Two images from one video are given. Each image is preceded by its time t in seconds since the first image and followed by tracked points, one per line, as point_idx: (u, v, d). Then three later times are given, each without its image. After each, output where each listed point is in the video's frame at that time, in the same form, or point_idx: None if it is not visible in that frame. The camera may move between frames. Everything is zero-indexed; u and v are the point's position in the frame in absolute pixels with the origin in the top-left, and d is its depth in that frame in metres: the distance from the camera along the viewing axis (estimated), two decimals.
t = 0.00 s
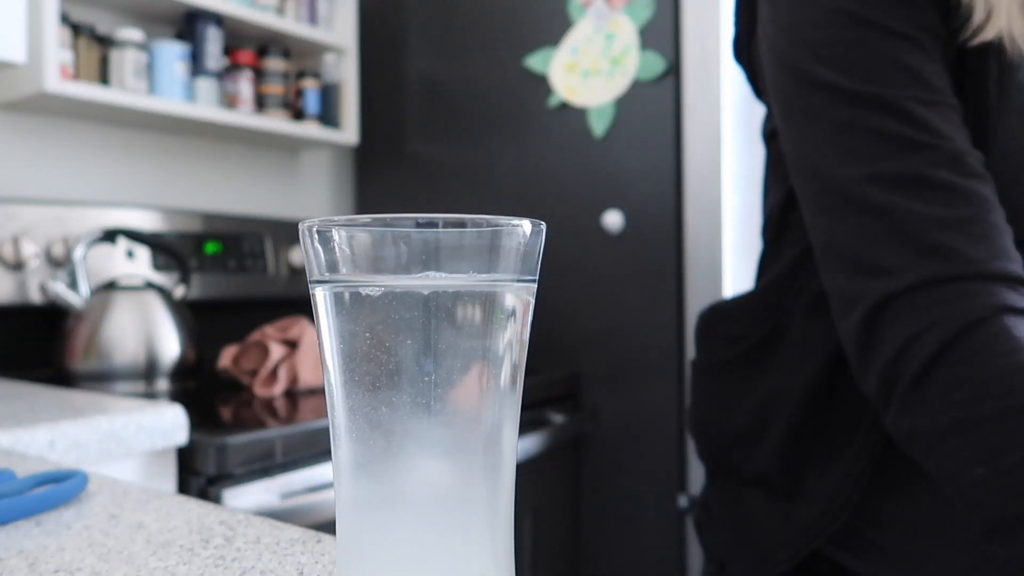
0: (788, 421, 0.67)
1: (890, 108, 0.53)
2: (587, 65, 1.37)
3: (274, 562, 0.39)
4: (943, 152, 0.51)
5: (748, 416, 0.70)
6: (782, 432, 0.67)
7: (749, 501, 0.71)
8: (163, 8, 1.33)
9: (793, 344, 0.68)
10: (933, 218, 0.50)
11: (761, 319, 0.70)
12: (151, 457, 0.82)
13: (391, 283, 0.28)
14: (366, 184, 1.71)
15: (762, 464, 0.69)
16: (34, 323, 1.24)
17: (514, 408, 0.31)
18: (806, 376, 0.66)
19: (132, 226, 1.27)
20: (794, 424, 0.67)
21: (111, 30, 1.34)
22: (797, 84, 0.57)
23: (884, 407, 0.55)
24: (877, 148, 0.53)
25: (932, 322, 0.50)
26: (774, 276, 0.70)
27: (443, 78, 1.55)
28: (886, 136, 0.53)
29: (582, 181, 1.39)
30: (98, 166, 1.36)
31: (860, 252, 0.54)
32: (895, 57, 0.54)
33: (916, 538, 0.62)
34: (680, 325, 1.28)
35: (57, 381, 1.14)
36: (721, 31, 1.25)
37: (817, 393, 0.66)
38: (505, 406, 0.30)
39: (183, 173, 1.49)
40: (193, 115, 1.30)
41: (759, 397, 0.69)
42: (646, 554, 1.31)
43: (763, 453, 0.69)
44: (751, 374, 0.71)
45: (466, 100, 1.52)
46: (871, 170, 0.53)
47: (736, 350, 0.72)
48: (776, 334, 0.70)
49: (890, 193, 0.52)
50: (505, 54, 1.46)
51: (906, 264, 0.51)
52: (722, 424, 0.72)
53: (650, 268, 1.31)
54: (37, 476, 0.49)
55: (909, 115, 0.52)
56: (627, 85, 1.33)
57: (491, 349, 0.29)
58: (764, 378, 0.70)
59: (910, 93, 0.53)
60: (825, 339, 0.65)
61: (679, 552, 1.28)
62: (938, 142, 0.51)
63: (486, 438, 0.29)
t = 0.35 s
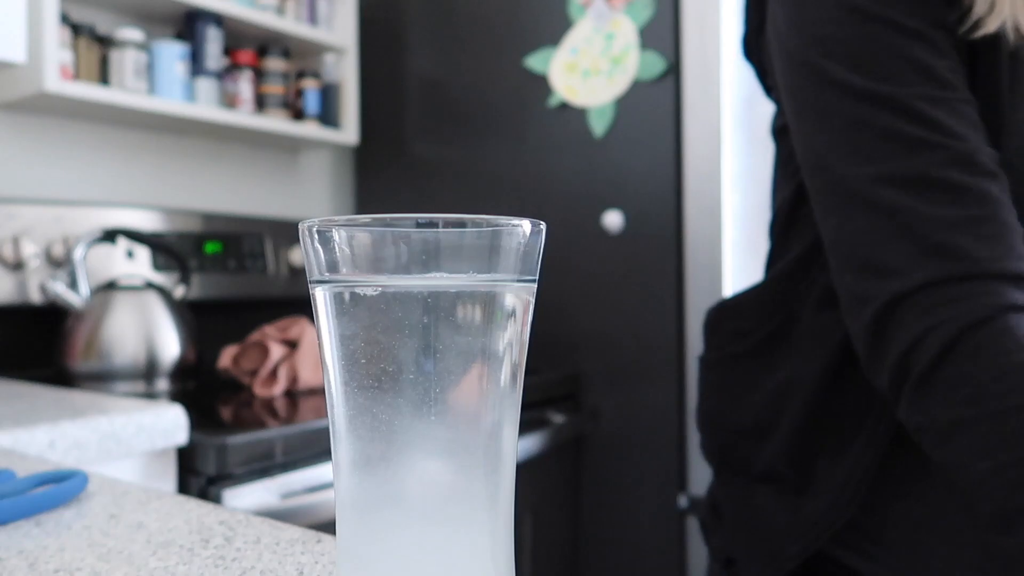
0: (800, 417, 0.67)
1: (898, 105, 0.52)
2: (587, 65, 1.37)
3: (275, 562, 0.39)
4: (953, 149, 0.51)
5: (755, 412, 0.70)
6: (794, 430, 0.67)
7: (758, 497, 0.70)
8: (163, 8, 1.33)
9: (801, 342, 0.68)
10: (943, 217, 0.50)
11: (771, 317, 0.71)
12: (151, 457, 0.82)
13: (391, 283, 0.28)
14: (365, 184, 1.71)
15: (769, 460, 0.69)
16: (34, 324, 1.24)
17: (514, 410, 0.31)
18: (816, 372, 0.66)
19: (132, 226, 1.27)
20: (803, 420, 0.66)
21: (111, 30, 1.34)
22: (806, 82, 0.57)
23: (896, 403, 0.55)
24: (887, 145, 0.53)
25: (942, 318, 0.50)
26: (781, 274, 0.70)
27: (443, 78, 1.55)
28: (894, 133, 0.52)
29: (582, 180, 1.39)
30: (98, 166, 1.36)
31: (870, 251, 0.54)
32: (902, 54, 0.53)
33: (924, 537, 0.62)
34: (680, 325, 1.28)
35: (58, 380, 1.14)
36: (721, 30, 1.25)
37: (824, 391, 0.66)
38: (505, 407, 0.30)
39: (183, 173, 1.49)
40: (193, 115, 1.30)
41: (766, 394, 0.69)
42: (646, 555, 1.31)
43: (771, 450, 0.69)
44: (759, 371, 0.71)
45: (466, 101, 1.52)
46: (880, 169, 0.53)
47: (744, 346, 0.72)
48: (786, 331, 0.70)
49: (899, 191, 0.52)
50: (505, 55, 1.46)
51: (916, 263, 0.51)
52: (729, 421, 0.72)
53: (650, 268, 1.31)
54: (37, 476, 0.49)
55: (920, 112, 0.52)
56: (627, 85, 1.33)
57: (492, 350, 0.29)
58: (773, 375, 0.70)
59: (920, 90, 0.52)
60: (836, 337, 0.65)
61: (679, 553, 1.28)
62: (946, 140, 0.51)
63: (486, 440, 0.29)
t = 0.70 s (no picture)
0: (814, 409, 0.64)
1: (936, 95, 0.52)
2: (587, 65, 1.37)
3: (275, 563, 0.39)
4: (1001, 133, 0.51)
5: (770, 406, 0.68)
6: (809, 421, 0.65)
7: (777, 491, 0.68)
8: (163, 8, 1.33)
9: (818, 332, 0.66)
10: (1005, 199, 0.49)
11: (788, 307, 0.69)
12: (151, 457, 0.82)
13: (390, 283, 0.28)
14: (365, 184, 1.71)
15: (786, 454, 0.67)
16: (34, 324, 1.24)
17: (514, 409, 0.31)
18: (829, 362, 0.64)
19: (132, 226, 1.27)
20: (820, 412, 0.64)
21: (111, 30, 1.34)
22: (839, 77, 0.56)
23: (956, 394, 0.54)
24: (932, 136, 0.52)
25: (1004, 309, 0.50)
26: (797, 261, 0.69)
27: (442, 79, 1.55)
28: (935, 125, 0.52)
29: (582, 180, 1.39)
30: (98, 166, 1.36)
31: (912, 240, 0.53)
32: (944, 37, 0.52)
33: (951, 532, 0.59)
34: (680, 326, 1.28)
35: (57, 380, 1.14)
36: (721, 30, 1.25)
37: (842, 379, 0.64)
38: (505, 407, 0.30)
39: (183, 173, 1.49)
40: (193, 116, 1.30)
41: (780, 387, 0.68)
42: (646, 555, 1.31)
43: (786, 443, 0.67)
44: (774, 365, 0.70)
45: (465, 101, 1.52)
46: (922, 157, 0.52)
47: (759, 341, 0.71)
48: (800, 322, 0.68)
49: (943, 181, 0.51)
50: (505, 55, 1.46)
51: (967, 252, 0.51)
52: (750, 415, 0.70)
53: (650, 268, 1.31)
54: (37, 477, 0.49)
55: (963, 100, 0.51)
56: (627, 85, 1.33)
57: (492, 351, 0.29)
58: (788, 367, 0.68)
59: (956, 79, 0.52)
60: (849, 323, 0.63)
61: (679, 553, 1.28)
62: (992, 123, 0.51)
63: (486, 440, 0.29)
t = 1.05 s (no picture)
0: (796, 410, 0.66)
1: (865, 118, 0.55)
2: (587, 65, 1.37)
3: (275, 562, 0.39)
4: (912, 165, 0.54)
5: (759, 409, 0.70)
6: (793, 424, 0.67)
7: (767, 494, 0.69)
8: (163, 8, 1.33)
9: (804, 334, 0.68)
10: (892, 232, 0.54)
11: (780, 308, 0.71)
12: (151, 457, 0.82)
13: (390, 283, 0.28)
14: (365, 184, 1.71)
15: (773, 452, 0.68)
16: (34, 324, 1.24)
17: (513, 410, 0.31)
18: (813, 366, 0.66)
19: (132, 226, 1.27)
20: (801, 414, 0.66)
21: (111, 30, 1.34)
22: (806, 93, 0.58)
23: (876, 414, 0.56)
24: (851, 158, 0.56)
25: (877, 332, 0.55)
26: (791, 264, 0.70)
27: (442, 78, 1.55)
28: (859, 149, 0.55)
29: (582, 180, 1.39)
30: (98, 166, 1.36)
31: (866, 259, 0.55)
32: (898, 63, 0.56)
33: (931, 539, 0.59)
34: (680, 325, 1.28)
35: (57, 380, 1.14)
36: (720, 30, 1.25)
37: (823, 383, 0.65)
38: (505, 406, 0.30)
39: (183, 173, 1.49)
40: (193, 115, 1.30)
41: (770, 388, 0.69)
42: (647, 554, 1.31)
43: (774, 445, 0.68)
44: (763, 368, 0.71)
45: (465, 101, 1.52)
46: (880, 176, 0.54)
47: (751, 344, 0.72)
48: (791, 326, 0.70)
49: (855, 205, 0.55)
50: (505, 55, 1.46)
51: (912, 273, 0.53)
52: (732, 417, 0.72)
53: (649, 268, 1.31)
54: (36, 476, 0.49)
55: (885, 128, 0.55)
56: (627, 85, 1.33)
57: (492, 351, 0.29)
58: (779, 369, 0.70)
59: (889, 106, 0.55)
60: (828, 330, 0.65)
61: (679, 553, 1.28)
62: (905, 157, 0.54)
63: (486, 440, 0.29)
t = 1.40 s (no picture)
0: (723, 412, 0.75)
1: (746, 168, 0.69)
2: (587, 65, 1.37)
3: (275, 562, 0.39)
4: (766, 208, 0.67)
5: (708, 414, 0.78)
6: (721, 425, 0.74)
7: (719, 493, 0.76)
8: (163, 8, 1.33)
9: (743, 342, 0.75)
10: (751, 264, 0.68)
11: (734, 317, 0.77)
12: (150, 457, 0.82)
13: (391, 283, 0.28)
14: (365, 184, 1.71)
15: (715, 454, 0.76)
16: (34, 324, 1.24)
17: (513, 411, 0.31)
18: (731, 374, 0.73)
19: (132, 226, 1.27)
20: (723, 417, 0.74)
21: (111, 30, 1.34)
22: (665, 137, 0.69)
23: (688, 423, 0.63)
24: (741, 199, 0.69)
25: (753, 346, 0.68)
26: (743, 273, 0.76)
27: (442, 79, 1.55)
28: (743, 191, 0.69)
29: (582, 180, 1.39)
30: (98, 166, 1.36)
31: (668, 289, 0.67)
32: (763, 84, 0.67)
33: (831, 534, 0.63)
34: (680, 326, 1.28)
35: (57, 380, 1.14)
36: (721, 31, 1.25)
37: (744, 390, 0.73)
38: (505, 404, 0.30)
39: (182, 173, 1.49)
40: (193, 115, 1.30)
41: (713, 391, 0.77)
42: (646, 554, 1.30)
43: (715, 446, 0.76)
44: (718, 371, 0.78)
45: (465, 101, 1.52)
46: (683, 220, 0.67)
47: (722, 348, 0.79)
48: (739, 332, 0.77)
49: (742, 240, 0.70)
50: (505, 55, 1.46)
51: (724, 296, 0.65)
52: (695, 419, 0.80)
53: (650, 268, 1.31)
54: (36, 476, 0.49)
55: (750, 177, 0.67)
56: (627, 85, 1.33)
57: (491, 351, 0.29)
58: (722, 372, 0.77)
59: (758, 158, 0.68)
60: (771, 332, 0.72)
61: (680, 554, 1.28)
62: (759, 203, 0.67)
63: (485, 440, 0.29)
